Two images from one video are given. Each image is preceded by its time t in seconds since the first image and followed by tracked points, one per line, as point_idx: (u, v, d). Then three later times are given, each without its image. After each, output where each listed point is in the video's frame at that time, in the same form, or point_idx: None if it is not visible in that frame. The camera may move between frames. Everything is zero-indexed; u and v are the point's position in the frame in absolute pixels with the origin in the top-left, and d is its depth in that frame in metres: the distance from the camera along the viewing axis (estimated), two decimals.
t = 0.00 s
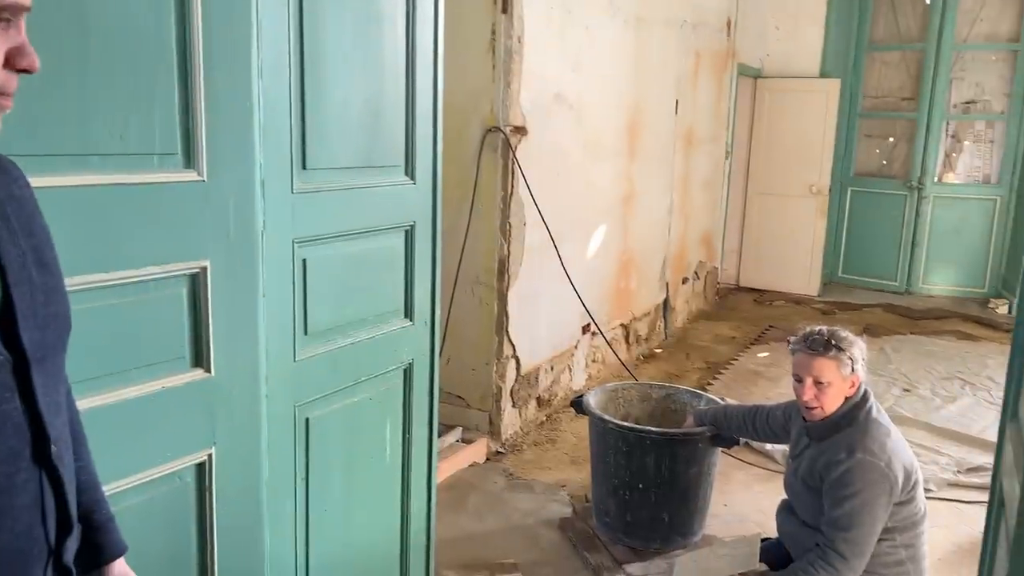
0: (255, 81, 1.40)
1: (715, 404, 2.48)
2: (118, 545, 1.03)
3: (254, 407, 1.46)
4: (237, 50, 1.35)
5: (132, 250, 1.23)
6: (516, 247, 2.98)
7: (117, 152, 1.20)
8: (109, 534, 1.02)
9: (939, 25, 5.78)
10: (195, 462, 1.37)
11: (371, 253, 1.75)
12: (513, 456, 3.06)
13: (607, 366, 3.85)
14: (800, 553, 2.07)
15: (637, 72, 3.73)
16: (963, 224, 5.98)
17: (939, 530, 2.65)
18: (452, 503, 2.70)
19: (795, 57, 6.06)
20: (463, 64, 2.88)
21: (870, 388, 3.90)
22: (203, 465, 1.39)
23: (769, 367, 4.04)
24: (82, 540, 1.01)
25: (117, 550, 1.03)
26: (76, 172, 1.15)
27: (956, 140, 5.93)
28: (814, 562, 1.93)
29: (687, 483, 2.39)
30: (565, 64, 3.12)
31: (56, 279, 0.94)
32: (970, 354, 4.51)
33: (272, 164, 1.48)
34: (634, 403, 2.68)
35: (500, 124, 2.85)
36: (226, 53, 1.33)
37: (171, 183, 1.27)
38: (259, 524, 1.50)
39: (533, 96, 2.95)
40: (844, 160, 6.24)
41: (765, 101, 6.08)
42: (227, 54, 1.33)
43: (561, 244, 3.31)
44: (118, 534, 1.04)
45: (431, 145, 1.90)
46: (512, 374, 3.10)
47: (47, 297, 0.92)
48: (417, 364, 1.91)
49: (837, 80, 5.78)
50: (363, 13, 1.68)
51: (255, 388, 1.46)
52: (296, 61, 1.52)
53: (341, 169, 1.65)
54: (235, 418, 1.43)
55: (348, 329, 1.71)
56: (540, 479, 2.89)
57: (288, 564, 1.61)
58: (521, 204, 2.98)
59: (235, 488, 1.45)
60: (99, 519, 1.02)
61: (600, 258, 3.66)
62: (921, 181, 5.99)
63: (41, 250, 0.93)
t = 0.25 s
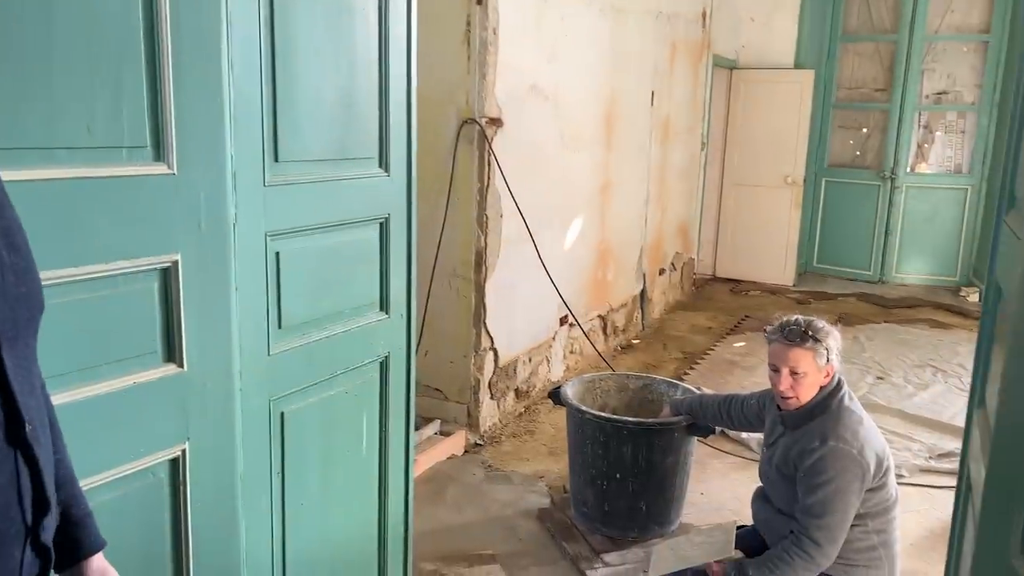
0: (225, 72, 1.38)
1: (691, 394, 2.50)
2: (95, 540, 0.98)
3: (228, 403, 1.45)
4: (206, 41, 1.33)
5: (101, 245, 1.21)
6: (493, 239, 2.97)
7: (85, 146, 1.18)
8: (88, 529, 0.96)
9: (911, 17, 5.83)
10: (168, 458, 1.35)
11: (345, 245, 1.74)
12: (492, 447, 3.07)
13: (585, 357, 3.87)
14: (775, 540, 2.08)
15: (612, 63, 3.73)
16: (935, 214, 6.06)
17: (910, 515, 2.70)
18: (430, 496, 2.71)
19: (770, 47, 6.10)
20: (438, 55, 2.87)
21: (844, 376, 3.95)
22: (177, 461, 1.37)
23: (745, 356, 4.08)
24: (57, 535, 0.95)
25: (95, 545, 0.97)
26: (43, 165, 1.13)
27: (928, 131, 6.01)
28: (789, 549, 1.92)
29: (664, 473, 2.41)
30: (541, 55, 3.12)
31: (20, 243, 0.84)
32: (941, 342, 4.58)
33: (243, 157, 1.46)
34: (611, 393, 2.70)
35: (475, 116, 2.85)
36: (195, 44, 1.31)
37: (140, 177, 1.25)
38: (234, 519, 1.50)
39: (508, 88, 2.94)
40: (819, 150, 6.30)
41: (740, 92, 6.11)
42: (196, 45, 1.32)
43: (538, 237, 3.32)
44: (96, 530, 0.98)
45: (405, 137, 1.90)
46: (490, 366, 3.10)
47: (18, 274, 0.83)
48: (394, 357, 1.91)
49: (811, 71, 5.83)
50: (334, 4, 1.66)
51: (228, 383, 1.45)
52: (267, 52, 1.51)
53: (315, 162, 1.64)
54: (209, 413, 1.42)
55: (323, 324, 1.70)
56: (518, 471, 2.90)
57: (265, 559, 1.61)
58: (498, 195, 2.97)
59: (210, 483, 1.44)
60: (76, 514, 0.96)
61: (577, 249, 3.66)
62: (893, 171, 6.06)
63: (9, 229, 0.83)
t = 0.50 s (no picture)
0: (197, 66, 1.37)
1: (669, 386, 2.52)
2: (98, 530, 0.99)
3: (203, 400, 1.44)
4: (178, 35, 1.32)
5: (73, 241, 1.19)
6: (472, 233, 2.97)
7: (55, 141, 1.16)
8: (91, 520, 0.98)
9: (885, 10, 5.89)
10: (143, 455, 1.34)
11: (321, 240, 1.73)
12: (472, 441, 3.08)
13: (564, 350, 3.88)
14: (752, 530, 2.10)
15: (590, 56, 3.74)
16: (909, 206, 6.13)
17: (885, 502, 2.74)
18: (410, 490, 2.71)
19: (746, 40, 6.12)
20: (414, 48, 2.86)
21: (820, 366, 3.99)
22: (152, 458, 1.36)
23: (723, 348, 4.12)
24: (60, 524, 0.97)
25: (98, 535, 0.99)
26: (12, 161, 1.11)
27: (902, 124, 6.07)
28: (766, 537, 1.93)
29: (642, 464, 2.43)
30: (518, 48, 3.11)
31: (19, 225, 0.82)
32: (916, 332, 4.64)
33: (216, 152, 1.45)
34: (590, 385, 2.71)
35: (453, 110, 2.84)
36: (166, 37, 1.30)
37: (112, 173, 1.23)
38: (211, 516, 1.49)
39: (486, 81, 2.94)
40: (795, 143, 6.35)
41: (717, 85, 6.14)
42: (167, 38, 1.30)
43: (517, 231, 3.32)
44: (100, 520, 1.00)
45: (381, 132, 1.89)
46: (469, 360, 3.11)
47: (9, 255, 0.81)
48: (371, 353, 1.91)
49: (787, 64, 5.87)
50: None
51: (204, 379, 1.44)
52: (240, 46, 1.49)
53: (289, 157, 1.63)
54: (184, 410, 1.40)
55: (299, 320, 1.69)
56: (498, 464, 2.91)
57: (243, 556, 1.60)
58: (476, 189, 2.97)
59: (186, 480, 1.43)
60: (79, 504, 0.97)
61: (556, 243, 3.67)
62: (869, 163, 6.12)
63: None
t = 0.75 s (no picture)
0: (169, 61, 1.35)
1: (648, 379, 2.54)
2: (135, 484, 1.05)
3: (179, 398, 1.43)
4: (150, 28, 1.30)
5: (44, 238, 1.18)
6: (451, 228, 2.97)
7: (25, 137, 1.14)
8: (127, 475, 1.03)
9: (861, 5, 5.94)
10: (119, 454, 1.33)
11: (297, 236, 1.72)
12: (452, 436, 3.08)
13: (544, 345, 3.89)
14: (729, 520, 2.12)
15: (568, 51, 3.74)
16: (885, 199, 6.19)
17: (861, 493, 2.77)
18: (391, 486, 2.71)
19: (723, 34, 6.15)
20: (392, 42, 2.84)
21: (798, 359, 4.03)
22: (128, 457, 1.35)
23: (702, 340, 4.14)
24: (99, 480, 1.02)
25: (135, 488, 1.04)
26: None
27: (878, 117, 6.13)
28: (743, 528, 1.95)
29: (621, 457, 2.45)
30: (496, 42, 3.11)
31: (26, 203, 0.85)
32: (892, 323, 4.69)
33: (190, 148, 1.43)
34: (570, 379, 2.72)
35: (431, 105, 2.83)
36: (139, 31, 1.29)
37: (83, 170, 1.22)
38: (189, 515, 1.48)
39: (464, 76, 2.93)
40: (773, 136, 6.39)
41: (695, 79, 6.17)
42: (139, 32, 1.29)
43: (496, 226, 3.32)
44: (134, 475, 1.05)
45: (357, 126, 1.88)
46: (450, 355, 3.11)
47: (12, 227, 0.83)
48: (350, 348, 1.90)
49: (764, 58, 5.90)
50: None
51: (180, 376, 1.43)
52: (213, 40, 1.48)
53: (264, 153, 1.62)
54: (160, 408, 1.39)
55: (275, 317, 1.68)
56: (479, 458, 2.92)
57: (221, 554, 1.59)
58: (455, 184, 2.97)
59: (162, 479, 1.42)
60: (115, 461, 1.02)
61: (536, 237, 3.68)
62: (845, 156, 6.18)
63: None
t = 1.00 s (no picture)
0: (139, 55, 1.34)
1: (626, 372, 2.55)
2: (130, 459, 1.13)
3: (153, 396, 1.41)
4: (120, 22, 1.29)
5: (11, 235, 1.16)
6: (430, 223, 2.97)
7: None
8: (123, 452, 1.11)
9: None
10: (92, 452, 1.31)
11: (272, 232, 1.72)
12: (432, 431, 3.08)
13: (525, 339, 3.90)
14: (706, 512, 2.14)
15: (546, 45, 3.74)
16: (862, 193, 6.26)
17: (836, 483, 2.81)
18: (371, 481, 2.71)
19: (701, 29, 6.18)
20: (369, 37, 2.83)
21: (775, 351, 4.07)
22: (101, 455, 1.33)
23: (681, 334, 4.17)
24: (96, 456, 1.09)
25: (130, 463, 1.12)
26: None
27: (855, 112, 6.18)
28: (719, 519, 1.97)
29: (600, 450, 2.46)
30: (474, 37, 3.11)
31: (21, 196, 0.88)
32: (868, 316, 4.75)
33: (162, 143, 1.42)
34: (549, 373, 2.73)
35: (408, 100, 2.83)
36: (108, 25, 1.27)
37: (52, 166, 1.20)
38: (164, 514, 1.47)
39: (442, 70, 2.93)
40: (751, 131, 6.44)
41: (673, 74, 6.18)
42: (109, 26, 1.27)
43: (475, 221, 3.32)
44: (128, 450, 1.13)
45: (332, 121, 1.87)
46: (429, 350, 3.11)
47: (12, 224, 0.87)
48: (326, 344, 1.90)
49: (742, 53, 5.93)
50: None
51: (152, 373, 1.41)
52: (184, 34, 1.47)
53: (238, 148, 1.61)
54: (134, 406, 1.38)
55: (251, 313, 1.67)
56: (459, 453, 2.92)
57: (198, 552, 1.58)
58: (434, 179, 2.97)
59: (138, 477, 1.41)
60: (112, 438, 1.10)
61: (515, 232, 3.68)
62: (822, 151, 6.23)
63: None
